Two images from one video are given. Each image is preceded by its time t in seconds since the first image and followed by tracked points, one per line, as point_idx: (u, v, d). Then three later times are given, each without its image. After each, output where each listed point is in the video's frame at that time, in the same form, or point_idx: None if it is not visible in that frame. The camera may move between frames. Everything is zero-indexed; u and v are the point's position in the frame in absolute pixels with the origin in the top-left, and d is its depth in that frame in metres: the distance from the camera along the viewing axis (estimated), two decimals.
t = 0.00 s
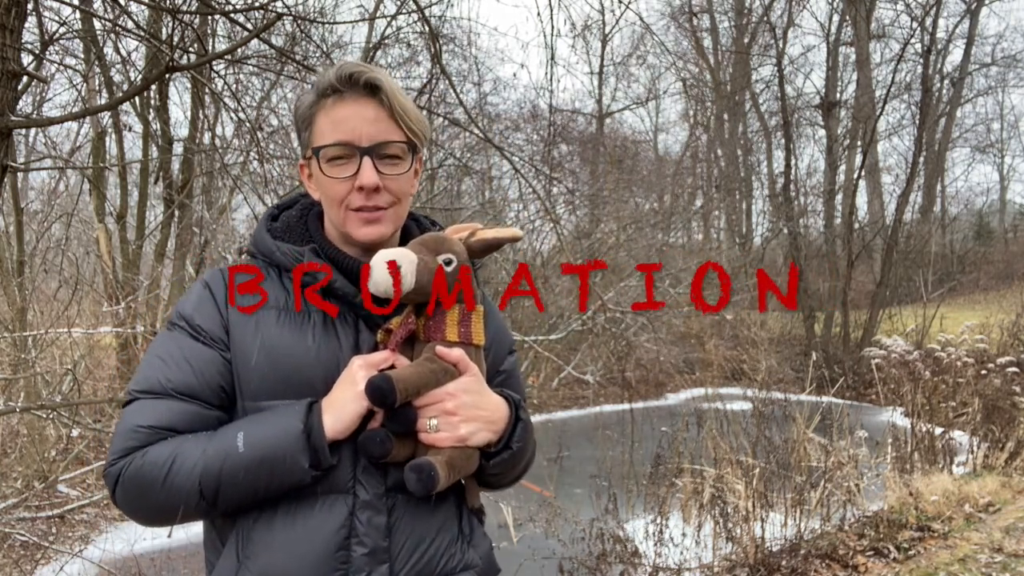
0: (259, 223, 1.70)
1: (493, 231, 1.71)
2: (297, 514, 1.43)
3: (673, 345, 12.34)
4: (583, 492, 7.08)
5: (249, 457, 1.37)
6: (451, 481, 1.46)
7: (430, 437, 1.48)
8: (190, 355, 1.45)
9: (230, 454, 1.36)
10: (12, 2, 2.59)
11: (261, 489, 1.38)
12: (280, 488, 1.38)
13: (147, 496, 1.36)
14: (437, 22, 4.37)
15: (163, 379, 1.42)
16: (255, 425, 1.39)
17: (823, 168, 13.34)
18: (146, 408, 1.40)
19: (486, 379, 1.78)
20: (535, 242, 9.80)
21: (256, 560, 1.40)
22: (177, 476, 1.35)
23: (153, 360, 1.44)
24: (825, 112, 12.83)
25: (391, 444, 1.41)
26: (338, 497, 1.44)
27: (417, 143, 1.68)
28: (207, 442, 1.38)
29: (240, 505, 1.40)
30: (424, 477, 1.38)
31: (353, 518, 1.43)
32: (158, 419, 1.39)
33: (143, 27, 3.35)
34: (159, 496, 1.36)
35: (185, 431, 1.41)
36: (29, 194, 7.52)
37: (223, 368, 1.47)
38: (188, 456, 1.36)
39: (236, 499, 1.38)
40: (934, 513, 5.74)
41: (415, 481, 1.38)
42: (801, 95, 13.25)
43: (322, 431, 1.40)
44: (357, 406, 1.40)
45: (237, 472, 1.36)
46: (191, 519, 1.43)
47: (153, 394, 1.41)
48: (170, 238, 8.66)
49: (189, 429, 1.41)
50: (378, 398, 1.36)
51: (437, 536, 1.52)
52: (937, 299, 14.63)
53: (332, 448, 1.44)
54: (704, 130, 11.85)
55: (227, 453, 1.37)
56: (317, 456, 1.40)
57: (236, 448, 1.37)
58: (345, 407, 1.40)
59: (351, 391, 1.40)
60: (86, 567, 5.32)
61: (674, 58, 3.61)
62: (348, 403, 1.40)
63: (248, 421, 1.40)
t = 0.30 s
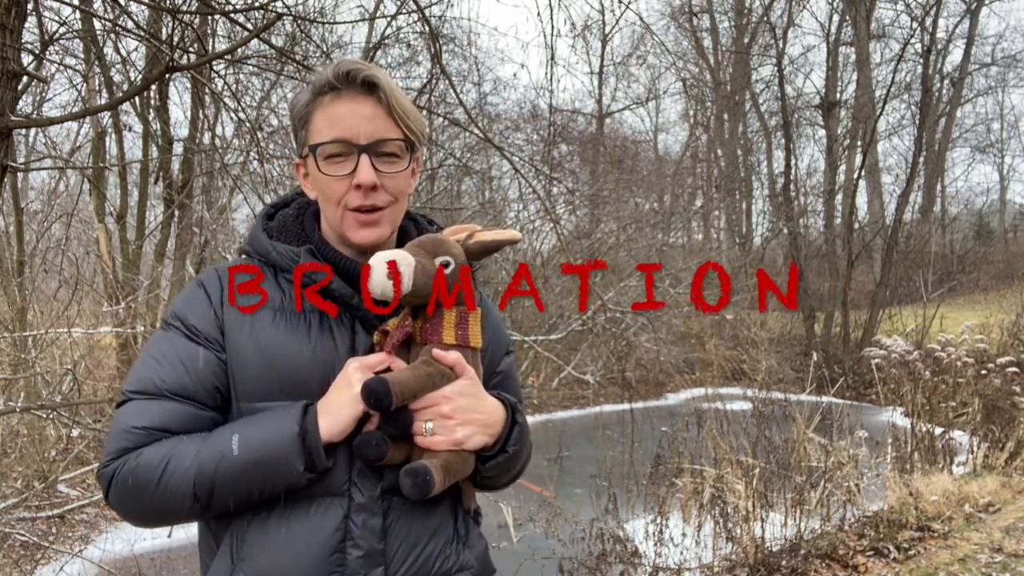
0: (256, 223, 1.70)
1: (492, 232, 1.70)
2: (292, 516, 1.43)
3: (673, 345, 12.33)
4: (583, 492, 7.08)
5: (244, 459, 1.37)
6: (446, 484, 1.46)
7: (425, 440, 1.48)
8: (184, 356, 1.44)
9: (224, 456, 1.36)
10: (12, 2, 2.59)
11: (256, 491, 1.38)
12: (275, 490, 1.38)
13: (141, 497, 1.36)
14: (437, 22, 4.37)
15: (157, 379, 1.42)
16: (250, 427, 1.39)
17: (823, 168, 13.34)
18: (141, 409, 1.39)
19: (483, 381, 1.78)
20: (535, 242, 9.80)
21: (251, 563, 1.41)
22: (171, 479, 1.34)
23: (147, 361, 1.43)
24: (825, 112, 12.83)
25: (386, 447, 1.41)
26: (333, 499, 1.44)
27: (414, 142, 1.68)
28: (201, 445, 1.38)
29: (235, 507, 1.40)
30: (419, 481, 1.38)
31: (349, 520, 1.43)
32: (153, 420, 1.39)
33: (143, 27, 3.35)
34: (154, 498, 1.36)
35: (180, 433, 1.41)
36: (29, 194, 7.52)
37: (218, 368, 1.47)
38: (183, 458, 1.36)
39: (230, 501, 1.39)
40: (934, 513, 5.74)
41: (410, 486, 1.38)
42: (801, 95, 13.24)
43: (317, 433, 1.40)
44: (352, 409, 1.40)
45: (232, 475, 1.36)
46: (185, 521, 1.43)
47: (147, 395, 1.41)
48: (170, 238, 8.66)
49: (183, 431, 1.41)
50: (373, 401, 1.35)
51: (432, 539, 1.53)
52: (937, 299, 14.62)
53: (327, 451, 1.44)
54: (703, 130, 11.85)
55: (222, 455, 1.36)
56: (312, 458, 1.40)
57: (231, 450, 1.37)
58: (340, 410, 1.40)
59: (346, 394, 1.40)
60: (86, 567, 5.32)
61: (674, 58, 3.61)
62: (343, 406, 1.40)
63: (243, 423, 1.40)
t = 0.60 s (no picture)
0: (253, 222, 1.70)
1: (490, 232, 1.70)
2: (290, 517, 1.43)
3: (673, 345, 12.32)
4: (583, 492, 7.08)
5: (241, 460, 1.36)
6: (444, 485, 1.46)
7: (423, 441, 1.48)
8: (182, 357, 1.44)
9: (222, 459, 1.36)
10: (12, 1, 2.58)
11: (253, 493, 1.38)
12: (272, 491, 1.38)
13: (139, 498, 1.36)
14: (437, 22, 4.37)
15: (154, 381, 1.41)
16: (247, 428, 1.39)
17: (823, 168, 13.33)
18: (138, 411, 1.39)
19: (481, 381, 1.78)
20: (535, 242, 9.80)
21: (248, 565, 1.41)
22: (168, 480, 1.34)
23: (144, 362, 1.43)
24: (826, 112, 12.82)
25: (384, 448, 1.41)
26: (331, 500, 1.44)
27: (415, 139, 1.69)
28: (198, 446, 1.37)
29: (233, 508, 1.40)
30: (418, 483, 1.38)
31: (347, 521, 1.43)
32: (151, 422, 1.39)
33: (143, 27, 3.35)
34: (151, 500, 1.35)
35: (177, 435, 1.40)
36: (29, 194, 7.52)
37: (216, 369, 1.47)
38: (180, 459, 1.35)
39: (228, 503, 1.38)
40: (934, 513, 5.74)
41: (409, 487, 1.38)
42: (801, 95, 13.23)
43: (315, 434, 1.40)
44: (349, 409, 1.40)
45: (229, 476, 1.36)
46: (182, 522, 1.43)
47: (145, 396, 1.41)
48: (171, 238, 8.65)
49: (180, 431, 1.41)
50: (371, 402, 1.35)
51: (431, 540, 1.53)
52: (937, 299, 14.63)
53: (325, 451, 1.44)
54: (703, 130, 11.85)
55: (220, 456, 1.36)
56: (310, 460, 1.40)
57: (228, 452, 1.37)
58: (338, 410, 1.40)
59: (345, 394, 1.40)
60: (86, 568, 5.32)
61: (674, 58, 3.61)
62: (341, 407, 1.40)
63: (241, 424, 1.40)
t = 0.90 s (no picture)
0: (253, 222, 1.70)
1: (490, 234, 1.70)
2: (290, 518, 1.43)
3: (674, 345, 12.34)
4: (583, 492, 7.08)
5: (241, 461, 1.36)
6: (444, 487, 1.46)
7: (422, 442, 1.48)
8: (181, 358, 1.44)
9: (221, 459, 1.36)
10: (12, 2, 2.58)
11: (252, 495, 1.38)
12: (272, 492, 1.38)
13: (138, 499, 1.36)
14: (437, 22, 4.38)
15: (155, 381, 1.41)
16: (247, 429, 1.39)
17: (823, 168, 13.32)
18: (138, 412, 1.39)
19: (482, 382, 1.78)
20: (535, 242, 9.81)
21: (248, 566, 1.41)
22: (168, 480, 1.35)
23: (144, 363, 1.43)
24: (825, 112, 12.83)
25: (384, 449, 1.41)
26: (331, 501, 1.44)
27: (414, 148, 1.68)
28: (198, 447, 1.38)
29: (232, 509, 1.40)
30: (417, 484, 1.38)
31: (347, 522, 1.44)
32: (151, 422, 1.39)
33: (143, 27, 3.35)
34: (151, 501, 1.36)
35: (177, 435, 1.41)
36: (29, 194, 7.52)
37: (215, 370, 1.47)
38: (180, 460, 1.35)
39: (227, 504, 1.38)
40: (933, 513, 5.75)
41: (408, 488, 1.38)
42: (801, 95, 13.23)
43: (314, 435, 1.40)
44: (348, 410, 1.40)
45: (229, 477, 1.36)
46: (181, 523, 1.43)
47: (145, 396, 1.41)
48: (171, 238, 8.65)
49: (180, 432, 1.41)
50: (370, 403, 1.36)
51: (431, 540, 1.53)
52: (937, 299, 14.63)
53: (325, 453, 1.44)
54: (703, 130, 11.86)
55: (220, 457, 1.36)
56: (310, 461, 1.40)
57: (228, 453, 1.37)
58: (337, 411, 1.40)
59: (344, 395, 1.40)
60: (86, 568, 5.32)
61: (674, 58, 3.61)
62: (341, 408, 1.40)
63: (241, 425, 1.40)
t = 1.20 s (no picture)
0: (253, 222, 1.70)
1: (492, 235, 1.70)
2: (291, 520, 1.43)
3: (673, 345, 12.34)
4: (583, 492, 7.08)
5: (241, 463, 1.37)
6: (444, 490, 1.46)
7: (423, 445, 1.47)
8: (182, 359, 1.44)
9: (222, 461, 1.36)
10: (12, 2, 2.58)
11: (253, 496, 1.38)
12: (273, 494, 1.38)
13: (139, 501, 1.36)
14: (437, 22, 4.38)
15: (155, 383, 1.41)
16: (247, 431, 1.39)
17: (823, 168, 13.32)
18: (138, 413, 1.39)
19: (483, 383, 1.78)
20: (535, 242, 9.81)
21: (249, 568, 1.41)
22: (169, 482, 1.35)
23: (144, 364, 1.43)
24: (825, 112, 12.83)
25: (384, 452, 1.41)
26: (332, 503, 1.44)
27: (416, 143, 1.68)
28: (199, 449, 1.38)
29: (233, 510, 1.40)
30: (417, 487, 1.38)
31: (348, 524, 1.43)
32: (151, 424, 1.39)
33: (143, 26, 3.35)
34: (152, 503, 1.36)
35: (177, 436, 1.41)
36: (29, 194, 7.52)
37: (216, 371, 1.47)
38: (181, 462, 1.35)
39: (228, 506, 1.39)
40: (934, 513, 5.75)
41: (407, 491, 1.38)
42: (801, 95, 13.24)
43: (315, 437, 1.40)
44: (347, 413, 1.40)
45: (230, 479, 1.36)
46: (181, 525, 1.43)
47: (145, 398, 1.41)
48: (171, 238, 8.65)
49: (180, 433, 1.41)
50: (370, 406, 1.35)
51: (432, 542, 1.53)
52: (937, 299, 14.63)
53: (326, 454, 1.44)
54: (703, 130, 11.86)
55: (220, 459, 1.36)
56: (311, 462, 1.40)
57: (228, 455, 1.37)
58: (336, 414, 1.40)
59: (344, 397, 1.40)
60: (86, 568, 5.32)
61: (674, 58, 3.61)
62: (341, 409, 1.40)
63: (241, 426, 1.40)
